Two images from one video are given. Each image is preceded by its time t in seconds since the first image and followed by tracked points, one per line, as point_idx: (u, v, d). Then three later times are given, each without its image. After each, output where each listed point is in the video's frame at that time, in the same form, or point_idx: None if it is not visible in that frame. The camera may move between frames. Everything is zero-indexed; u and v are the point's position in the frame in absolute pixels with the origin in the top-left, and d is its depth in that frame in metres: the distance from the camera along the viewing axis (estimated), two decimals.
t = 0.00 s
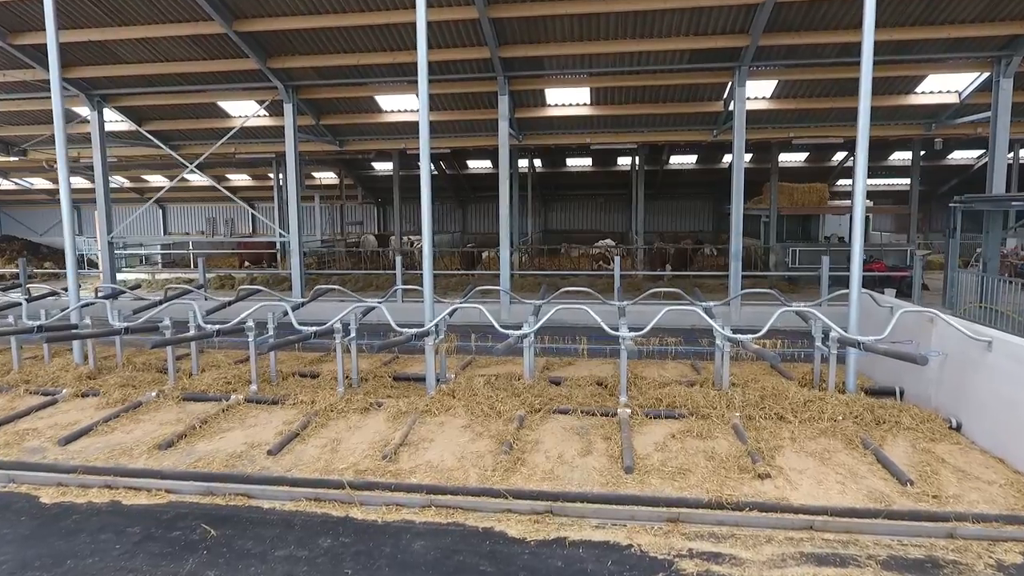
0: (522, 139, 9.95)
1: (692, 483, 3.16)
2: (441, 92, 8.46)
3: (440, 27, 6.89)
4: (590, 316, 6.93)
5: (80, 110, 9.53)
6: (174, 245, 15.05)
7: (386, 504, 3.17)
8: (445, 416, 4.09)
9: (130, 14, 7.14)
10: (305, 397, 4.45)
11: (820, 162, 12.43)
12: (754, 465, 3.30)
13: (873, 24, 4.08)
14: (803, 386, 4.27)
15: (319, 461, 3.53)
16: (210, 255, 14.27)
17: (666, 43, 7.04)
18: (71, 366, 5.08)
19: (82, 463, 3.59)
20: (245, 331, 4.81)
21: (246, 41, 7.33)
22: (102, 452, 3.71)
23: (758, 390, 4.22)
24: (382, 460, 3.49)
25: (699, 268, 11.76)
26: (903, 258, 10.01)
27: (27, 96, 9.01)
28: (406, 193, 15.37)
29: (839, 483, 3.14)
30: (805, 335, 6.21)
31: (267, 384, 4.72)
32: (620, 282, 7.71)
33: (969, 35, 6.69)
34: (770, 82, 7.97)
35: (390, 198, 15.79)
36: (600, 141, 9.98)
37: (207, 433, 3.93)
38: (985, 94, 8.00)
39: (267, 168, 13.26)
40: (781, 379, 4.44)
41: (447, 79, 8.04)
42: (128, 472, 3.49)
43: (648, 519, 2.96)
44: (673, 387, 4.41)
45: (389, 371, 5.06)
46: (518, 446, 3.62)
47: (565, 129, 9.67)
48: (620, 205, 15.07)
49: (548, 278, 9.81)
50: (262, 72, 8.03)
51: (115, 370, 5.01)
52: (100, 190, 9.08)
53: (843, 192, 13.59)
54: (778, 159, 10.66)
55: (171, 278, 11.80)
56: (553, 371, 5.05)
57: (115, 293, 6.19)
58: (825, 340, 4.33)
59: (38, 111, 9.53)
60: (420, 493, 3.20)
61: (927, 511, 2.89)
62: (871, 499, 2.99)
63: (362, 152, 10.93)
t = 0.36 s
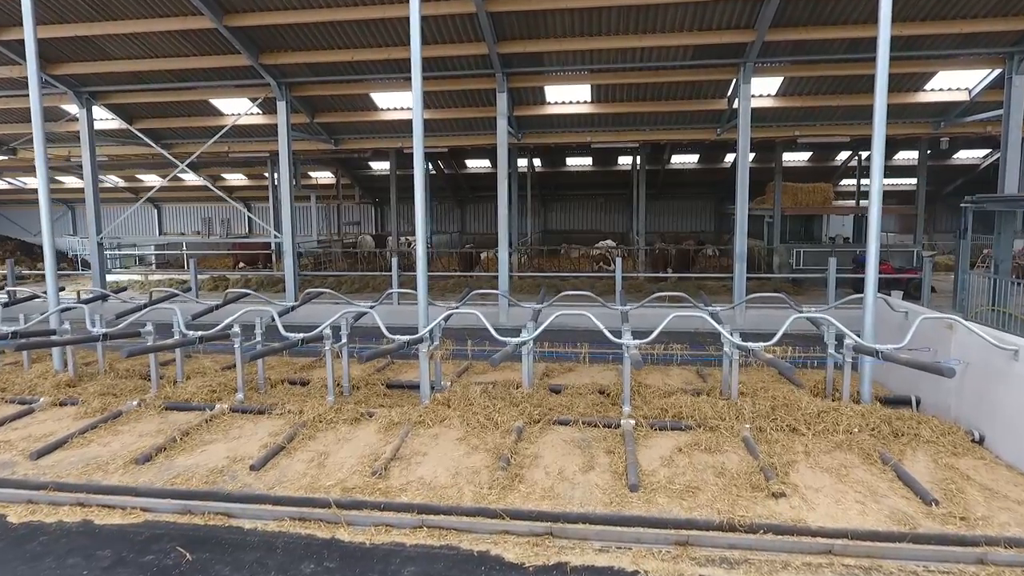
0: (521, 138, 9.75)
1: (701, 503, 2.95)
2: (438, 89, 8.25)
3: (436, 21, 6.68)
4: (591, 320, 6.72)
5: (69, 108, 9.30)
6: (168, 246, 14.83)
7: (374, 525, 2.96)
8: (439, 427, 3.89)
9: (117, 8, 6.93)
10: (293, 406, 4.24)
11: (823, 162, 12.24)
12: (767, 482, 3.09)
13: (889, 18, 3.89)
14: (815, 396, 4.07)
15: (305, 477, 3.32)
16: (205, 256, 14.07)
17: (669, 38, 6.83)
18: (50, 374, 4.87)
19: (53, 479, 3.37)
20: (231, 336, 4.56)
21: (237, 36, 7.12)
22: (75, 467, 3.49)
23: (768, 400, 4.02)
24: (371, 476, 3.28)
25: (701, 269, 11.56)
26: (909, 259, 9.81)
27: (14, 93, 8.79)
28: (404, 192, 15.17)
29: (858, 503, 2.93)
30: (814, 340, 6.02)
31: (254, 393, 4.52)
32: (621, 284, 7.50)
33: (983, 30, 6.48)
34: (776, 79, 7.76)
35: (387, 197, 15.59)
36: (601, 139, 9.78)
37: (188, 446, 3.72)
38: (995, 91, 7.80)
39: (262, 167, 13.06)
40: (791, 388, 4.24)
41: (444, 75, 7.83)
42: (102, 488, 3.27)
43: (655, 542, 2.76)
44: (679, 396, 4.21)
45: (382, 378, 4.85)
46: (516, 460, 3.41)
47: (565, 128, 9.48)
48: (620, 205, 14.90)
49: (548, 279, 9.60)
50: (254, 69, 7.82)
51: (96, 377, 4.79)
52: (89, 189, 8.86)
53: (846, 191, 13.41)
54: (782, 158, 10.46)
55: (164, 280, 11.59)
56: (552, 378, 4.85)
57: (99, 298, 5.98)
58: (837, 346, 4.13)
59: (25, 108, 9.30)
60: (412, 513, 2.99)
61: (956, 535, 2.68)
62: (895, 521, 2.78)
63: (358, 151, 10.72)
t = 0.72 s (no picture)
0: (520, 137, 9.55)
1: (713, 528, 2.73)
2: (435, 86, 8.04)
3: (433, 15, 6.47)
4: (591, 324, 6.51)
5: (57, 106, 9.08)
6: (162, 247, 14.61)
7: (362, 550, 2.75)
8: (433, 441, 3.67)
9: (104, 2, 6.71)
10: (279, 418, 4.03)
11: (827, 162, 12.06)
12: (783, 504, 2.88)
13: (909, 9, 3.67)
14: (830, 407, 3.85)
15: (289, 496, 3.11)
16: (199, 257, 13.87)
17: (672, 34, 6.62)
18: (27, 382, 4.65)
19: (19, 498, 3.15)
20: (215, 346, 4.33)
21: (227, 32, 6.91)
22: (45, 485, 3.27)
23: (780, 412, 3.81)
24: (359, 495, 3.07)
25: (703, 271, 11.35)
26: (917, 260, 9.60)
27: None
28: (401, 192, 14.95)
29: (883, 528, 2.72)
30: (823, 346, 5.81)
31: (238, 403, 4.30)
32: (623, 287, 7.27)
33: (997, 25, 6.28)
34: (782, 76, 7.55)
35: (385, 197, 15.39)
36: (602, 139, 9.58)
37: (165, 462, 3.50)
38: (1008, 89, 7.59)
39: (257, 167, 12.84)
40: (804, 399, 4.03)
41: (441, 72, 7.61)
42: (71, 509, 3.05)
43: (665, 572, 2.55)
44: (687, 407, 4.00)
45: (374, 387, 4.63)
46: (514, 479, 3.20)
47: (565, 127, 9.27)
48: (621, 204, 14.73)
49: (548, 281, 9.39)
50: (246, 65, 7.60)
51: (74, 387, 4.57)
52: (77, 188, 8.64)
53: (850, 191, 13.23)
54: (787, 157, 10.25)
55: (157, 281, 11.38)
56: (552, 387, 4.64)
57: (83, 302, 5.76)
58: (854, 356, 3.91)
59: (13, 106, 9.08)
60: (402, 537, 2.78)
61: (992, 565, 2.46)
62: (925, 549, 2.56)
63: (354, 150, 10.52)
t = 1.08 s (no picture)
0: (518, 136, 9.35)
1: (727, 557, 2.51)
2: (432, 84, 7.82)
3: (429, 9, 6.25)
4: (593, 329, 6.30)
5: (44, 104, 8.86)
6: (156, 247, 14.40)
7: None
8: (426, 456, 3.46)
9: None
10: (264, 431, 3.81)
11: (831, 161, 11.86)
12: (802, 529, 2.67)
13: None
14: (845, 420, 3.64)
15: (270, 518, 2.89)
16: (193, 257, 13.66)
17: (676, 28, 6.40)
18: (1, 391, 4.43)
19: None
20: (196, 353, 4.13)
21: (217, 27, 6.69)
22: (10, 505, 3.06)
23: (793, 425, 3.60)
24: (344, 518, 2.85)
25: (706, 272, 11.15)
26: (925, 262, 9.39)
27: None
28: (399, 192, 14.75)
29: (911, 556, 2.51)
30: (833, 351, 5.60)
31: (221, 414, 4.09)
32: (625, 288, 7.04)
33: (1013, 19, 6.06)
34: (789, 72, 7.34)
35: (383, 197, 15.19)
36: (602, 137, 9.38)
37: (140, 479, 3.29)
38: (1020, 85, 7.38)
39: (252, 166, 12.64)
40: (817, 411, 3.82)
41: (438, 69, 7.40)
42: (35, 532, 2.83)
43: None
44: (694, 418, 3.79)
45: (366, 397, 4.42)
46: (511, 499, 2.99)
47: (565, 125, 9.05)
48: (622, 204, 14.54)
49: (548, 283, 9.18)
50: (237, 62, 7.39)
51: (50, 397, 4.36)
52: (64, 188, 8.43)
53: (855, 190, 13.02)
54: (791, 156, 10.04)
55: (149, 283, 11.17)
56: (552, 396, 4.42)
57: (65, 306, 5.54)
58: (870, 366, 3.69)
59: None
60: (389, 565, 2.56)
61: None
62: None
63: (350, 149, 10.31)
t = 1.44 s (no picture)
0: (516, 134, 9.14)
1: None
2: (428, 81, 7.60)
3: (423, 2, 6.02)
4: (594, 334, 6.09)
5: (31, 101, 8.65)
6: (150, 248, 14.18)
7: None
8: (417, 474, 3.24)
9: None
10: (246, 445, 3.59)
11: (835, 160, 11.65)
12: (823, 558, 2.45)
13: None
14: (862, 434, 3.43)
15: (246, 544, 2.67)
16: (187, 258, 13.44)
17: (680, 22, 6.18)
18: None
19: None
20: (174, 361, 3.88)
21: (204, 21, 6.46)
22: None
23: (808, 440, 3.39)
24: (326, 544, 2.63)
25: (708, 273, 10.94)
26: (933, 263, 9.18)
27: None
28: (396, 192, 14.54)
29: None
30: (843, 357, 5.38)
31: (202, 426, 3.88)
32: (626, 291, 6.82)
33: None
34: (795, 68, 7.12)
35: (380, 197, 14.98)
36: (603, 136, 9.17)
37: (110, 499, 3.07)
38: None
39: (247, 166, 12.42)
40: (831, 425, 3.61)
41: (434, 65, 7.17)
42: None
43: None
44: (702, 432, 3.58)
45: (355, 407, 4.20)
46: (506, 523, 2.77)
47: (564, 123, 8.83)
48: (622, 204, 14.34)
49: (547, 285, 8.96)
50: (227, 58, 7.17)
51: (22, 407, 4.14)
52: (51, 188, 8.20)
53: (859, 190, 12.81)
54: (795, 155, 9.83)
55: (141, 285, 10.95)
56: (551, 407, 4.20)
57: (44, 312, 5.31)
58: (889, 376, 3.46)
59: None
60: None
61: None
62: None
63: (345, 148, 10.10)
